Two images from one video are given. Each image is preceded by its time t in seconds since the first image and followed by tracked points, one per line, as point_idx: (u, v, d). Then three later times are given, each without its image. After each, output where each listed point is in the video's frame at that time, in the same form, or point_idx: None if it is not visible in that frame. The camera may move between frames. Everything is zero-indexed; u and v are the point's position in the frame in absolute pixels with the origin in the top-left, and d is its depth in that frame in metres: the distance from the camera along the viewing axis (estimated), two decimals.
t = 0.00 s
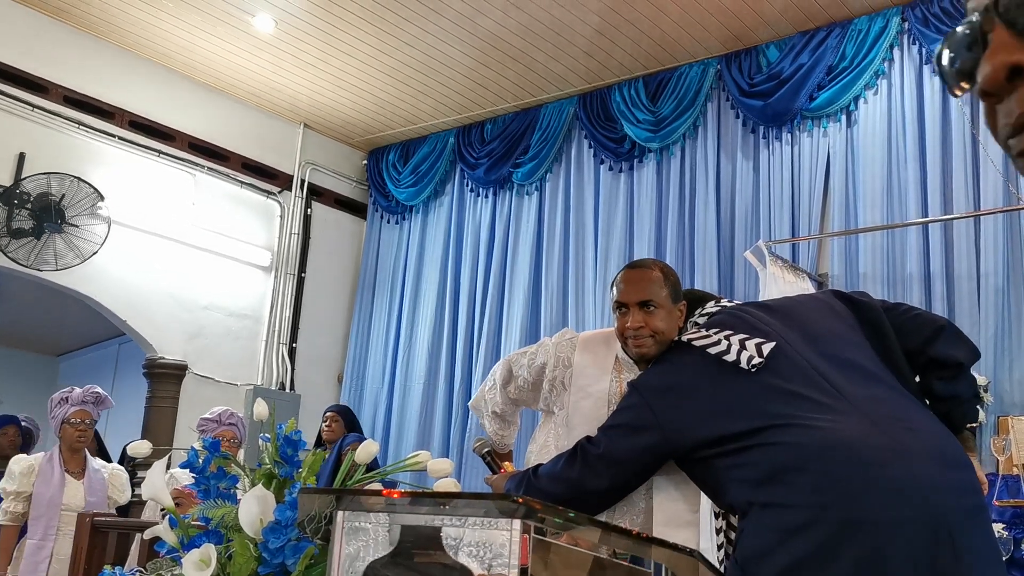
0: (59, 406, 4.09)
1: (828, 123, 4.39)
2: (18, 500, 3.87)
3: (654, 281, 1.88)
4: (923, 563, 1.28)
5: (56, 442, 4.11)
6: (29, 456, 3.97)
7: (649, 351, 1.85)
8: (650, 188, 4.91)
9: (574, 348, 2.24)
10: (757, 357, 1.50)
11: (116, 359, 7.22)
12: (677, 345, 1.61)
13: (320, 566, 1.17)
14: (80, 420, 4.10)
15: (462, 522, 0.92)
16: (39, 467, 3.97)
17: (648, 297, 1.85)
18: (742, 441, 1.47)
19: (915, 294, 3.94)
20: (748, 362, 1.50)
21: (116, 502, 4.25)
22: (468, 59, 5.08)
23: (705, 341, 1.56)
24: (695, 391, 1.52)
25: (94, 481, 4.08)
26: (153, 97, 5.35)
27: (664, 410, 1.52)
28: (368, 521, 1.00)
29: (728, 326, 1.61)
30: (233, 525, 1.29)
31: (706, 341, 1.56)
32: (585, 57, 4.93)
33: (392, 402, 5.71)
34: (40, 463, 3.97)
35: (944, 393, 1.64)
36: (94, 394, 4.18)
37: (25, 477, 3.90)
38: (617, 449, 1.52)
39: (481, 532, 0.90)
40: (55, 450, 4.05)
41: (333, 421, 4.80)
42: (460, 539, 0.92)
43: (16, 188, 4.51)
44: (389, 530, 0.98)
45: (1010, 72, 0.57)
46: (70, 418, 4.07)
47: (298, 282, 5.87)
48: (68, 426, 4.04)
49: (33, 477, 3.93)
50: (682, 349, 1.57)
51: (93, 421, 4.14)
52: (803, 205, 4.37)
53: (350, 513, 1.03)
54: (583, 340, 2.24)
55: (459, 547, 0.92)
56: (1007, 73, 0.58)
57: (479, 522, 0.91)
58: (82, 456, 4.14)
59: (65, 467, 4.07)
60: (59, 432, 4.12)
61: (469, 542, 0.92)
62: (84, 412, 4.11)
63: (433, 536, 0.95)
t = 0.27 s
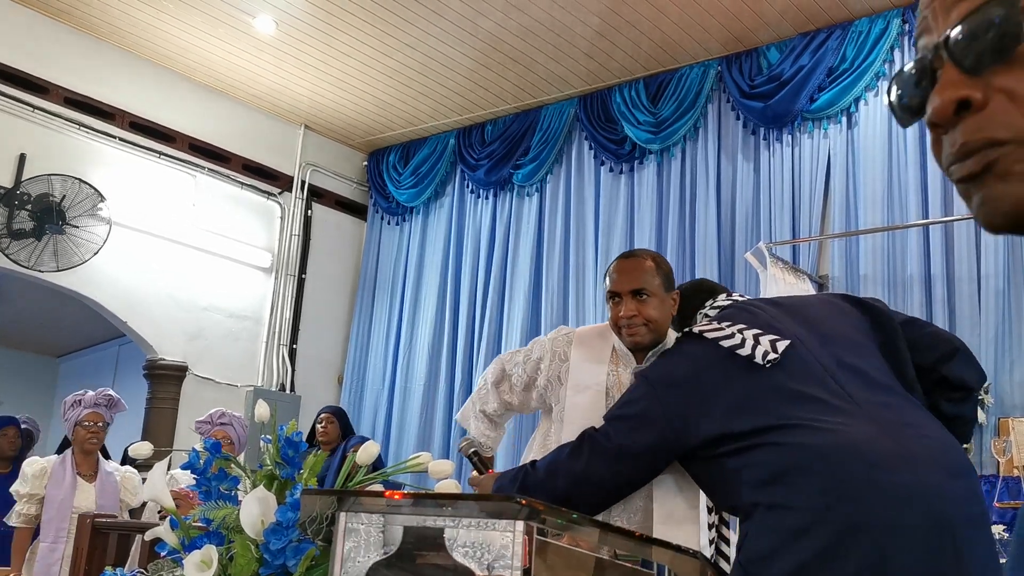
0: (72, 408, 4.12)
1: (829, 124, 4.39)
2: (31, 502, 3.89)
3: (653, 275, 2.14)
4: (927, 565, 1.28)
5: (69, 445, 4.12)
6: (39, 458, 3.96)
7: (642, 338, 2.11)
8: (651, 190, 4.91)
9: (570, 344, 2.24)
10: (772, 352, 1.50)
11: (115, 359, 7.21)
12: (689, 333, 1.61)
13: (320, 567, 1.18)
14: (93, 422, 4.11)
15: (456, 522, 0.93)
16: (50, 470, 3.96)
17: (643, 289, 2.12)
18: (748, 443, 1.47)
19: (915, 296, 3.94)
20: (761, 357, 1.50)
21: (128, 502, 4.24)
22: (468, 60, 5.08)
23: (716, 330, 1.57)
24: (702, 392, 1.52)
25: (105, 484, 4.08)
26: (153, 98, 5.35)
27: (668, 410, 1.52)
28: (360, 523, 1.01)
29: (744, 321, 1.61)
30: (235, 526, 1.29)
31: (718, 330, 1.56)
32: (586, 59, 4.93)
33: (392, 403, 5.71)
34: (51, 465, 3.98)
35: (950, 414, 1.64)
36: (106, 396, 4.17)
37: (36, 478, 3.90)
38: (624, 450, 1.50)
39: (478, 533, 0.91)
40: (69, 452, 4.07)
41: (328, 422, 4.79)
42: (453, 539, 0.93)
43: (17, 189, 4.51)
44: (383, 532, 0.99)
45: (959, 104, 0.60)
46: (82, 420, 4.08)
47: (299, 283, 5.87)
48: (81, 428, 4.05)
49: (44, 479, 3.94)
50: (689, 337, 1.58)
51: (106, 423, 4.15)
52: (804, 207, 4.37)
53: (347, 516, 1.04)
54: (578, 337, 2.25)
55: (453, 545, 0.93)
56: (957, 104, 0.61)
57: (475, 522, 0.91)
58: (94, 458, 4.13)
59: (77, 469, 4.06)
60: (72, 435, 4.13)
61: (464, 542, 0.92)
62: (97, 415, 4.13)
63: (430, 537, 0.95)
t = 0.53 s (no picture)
0: (83, 411, 4.14)
1: (828, 126, 4.39)
2: (39, 504, 3.94)
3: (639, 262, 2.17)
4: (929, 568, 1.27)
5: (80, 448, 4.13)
6: (54, 461, 4.03)
7: (631, 324, 2.15)
8: (649, 192, 4.92)
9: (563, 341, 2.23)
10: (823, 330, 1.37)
11: (116, 361, 7.22)
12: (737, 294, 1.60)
13: (320, 568, 1.19)
14: (103, 426, 4.12)
15: (452, 525, 0.94)
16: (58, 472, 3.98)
17: (630, 275, 2.13)
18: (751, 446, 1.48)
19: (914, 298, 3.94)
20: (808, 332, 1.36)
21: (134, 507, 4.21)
22: (468, 62, 5.09)
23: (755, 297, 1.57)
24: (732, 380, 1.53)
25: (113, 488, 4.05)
26: (153, 100, 5.35)
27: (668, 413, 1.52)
28: (358, 523, 1.01)
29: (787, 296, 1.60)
30: (234, 528, 1.29)
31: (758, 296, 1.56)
32: (585, 61, 4.94)
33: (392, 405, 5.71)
34: (61, 467, 4.01)
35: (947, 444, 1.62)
36: (117, 400, 4.18)
37: (44, 480, 3.94)
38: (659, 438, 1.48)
39: (475, 536, 0.92)
40: (78, 455, 4.07)
41: (319, 424, 4.79)
42: (448, 540, 0.94)
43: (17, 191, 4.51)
44: (382, 533, 0.99)
45: (935, 140, 0.71)
46: (93, 423, 4.09)
47: (298, 285, 5.88)
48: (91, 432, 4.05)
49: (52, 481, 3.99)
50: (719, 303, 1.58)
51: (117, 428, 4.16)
52: (803, 209, 4.38)
53: (347, 516, 1.03)
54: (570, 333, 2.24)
55: (450, 546, 0.94)
56: (932, 141, 0.71)
57: (473, 525, 0.93)
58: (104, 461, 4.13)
59: (88, 472, 4.07)
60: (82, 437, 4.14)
61: (463, 544, 0.93)
62: (107, 418, 4.14)
63: (428, 539, 0.96)
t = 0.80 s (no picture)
0: (95, 412, 4.15)
1: (828, 129, 4.39)
2: (42, 502, 3.96)
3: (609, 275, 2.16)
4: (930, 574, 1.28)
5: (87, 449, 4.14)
6: (59, 464, 4.05)
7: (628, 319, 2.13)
8: (649, 193, 4.92)
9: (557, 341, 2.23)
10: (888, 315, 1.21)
11: (115, 362, 7.21)
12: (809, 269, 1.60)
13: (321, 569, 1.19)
14: (110, 429, 4.12)
15: (453, 528, 0.94)
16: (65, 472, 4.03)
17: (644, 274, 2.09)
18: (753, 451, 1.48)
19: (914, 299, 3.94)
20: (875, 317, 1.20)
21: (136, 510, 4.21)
22: (468, 64, 5.09)
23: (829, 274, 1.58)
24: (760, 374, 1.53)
25: (117, 491, 4.05)
26: (154, 102, 5.35)
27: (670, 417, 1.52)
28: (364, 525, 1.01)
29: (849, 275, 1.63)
30: (234, 529, 1.29)
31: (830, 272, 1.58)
32: (585, 62, 4.94)
33: (391, 406, 5.71)
34: (66, 469, 4.03)
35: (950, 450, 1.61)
36: (127, 403, 4.20)
37: (49, 480, 3.97)
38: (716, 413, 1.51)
39: (475, 539, 0.93)
40: (84, 456, 4.08)
41: (315, 427, 4.79)
42: (450, 544, 0.94)
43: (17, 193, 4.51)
44: (385, 535, 0.99)
45: (922, 164, 0.71)
46: (100, 425, 4.09)
47: (298, 286, 5.87)
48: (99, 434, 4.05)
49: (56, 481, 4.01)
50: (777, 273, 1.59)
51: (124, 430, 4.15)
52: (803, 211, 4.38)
53: (348, 518, 1.03)
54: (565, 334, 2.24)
55: (452, 550, 0.94)
56: (921, 163, 0.71)
57: (476, 525, 0.94)
58: (109, 464, 4.14)
59: (91, 475, 4.06)
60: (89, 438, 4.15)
61: (465, 547, 0.94)
62: (116, 420, 4.14)
63: (431, 542, 0.96)
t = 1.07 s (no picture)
0: (95, 412, 4.16)
1: (827, 130, 4.39)
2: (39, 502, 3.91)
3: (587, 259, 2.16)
4: None
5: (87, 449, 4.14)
6: (56, 462, 4.02)
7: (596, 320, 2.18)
8: (649, 194, 4.92)
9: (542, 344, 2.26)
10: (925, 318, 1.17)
11: (114, 363, 7.21)
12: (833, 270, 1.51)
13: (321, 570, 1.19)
14: (111, 429, 4.13)
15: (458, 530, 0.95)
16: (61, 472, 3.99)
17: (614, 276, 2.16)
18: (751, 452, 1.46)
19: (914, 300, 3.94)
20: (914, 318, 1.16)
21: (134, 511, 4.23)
22: (468, 65, 5.09)
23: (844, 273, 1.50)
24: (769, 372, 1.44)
25: (114, 492, 4.06)
26: (153, 103, 5.36)
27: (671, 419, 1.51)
28: (379, 530, 1.00)
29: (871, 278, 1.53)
30: (234, 530, 1.29)
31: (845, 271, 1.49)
32: (585, 64, 4.94)
33: (391, 407, 5.71)
34: (65, 468, 4.01)
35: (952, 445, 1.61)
36: (126, 405, 4.21)
37: (48, 479, 3.96)
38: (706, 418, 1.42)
39: (477, 541, 0.93)
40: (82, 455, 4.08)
41: (317, 427, 4.80)
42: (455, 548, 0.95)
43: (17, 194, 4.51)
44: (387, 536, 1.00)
45: (904, 173, 0.69)
46: (100, 425, 4.10)
47: (298, 287, 5.88)
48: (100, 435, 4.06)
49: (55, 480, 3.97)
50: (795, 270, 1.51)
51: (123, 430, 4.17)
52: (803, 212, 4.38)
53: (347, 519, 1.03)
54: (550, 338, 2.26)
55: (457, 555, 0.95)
56: (902, 173, 0.69)
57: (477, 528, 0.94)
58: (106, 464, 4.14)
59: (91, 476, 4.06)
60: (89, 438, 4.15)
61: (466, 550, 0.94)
62: (117, 421, 4.15)
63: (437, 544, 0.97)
